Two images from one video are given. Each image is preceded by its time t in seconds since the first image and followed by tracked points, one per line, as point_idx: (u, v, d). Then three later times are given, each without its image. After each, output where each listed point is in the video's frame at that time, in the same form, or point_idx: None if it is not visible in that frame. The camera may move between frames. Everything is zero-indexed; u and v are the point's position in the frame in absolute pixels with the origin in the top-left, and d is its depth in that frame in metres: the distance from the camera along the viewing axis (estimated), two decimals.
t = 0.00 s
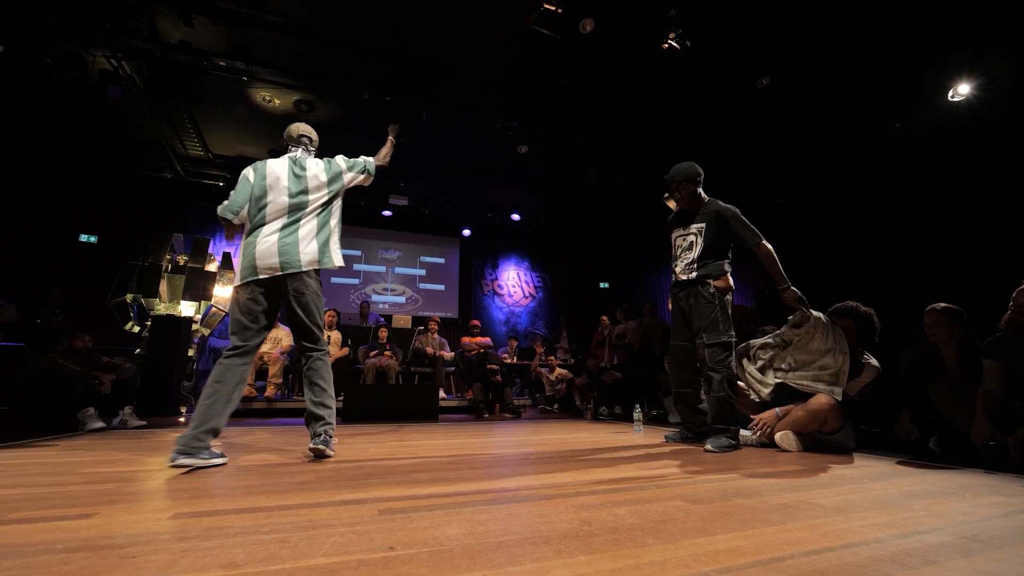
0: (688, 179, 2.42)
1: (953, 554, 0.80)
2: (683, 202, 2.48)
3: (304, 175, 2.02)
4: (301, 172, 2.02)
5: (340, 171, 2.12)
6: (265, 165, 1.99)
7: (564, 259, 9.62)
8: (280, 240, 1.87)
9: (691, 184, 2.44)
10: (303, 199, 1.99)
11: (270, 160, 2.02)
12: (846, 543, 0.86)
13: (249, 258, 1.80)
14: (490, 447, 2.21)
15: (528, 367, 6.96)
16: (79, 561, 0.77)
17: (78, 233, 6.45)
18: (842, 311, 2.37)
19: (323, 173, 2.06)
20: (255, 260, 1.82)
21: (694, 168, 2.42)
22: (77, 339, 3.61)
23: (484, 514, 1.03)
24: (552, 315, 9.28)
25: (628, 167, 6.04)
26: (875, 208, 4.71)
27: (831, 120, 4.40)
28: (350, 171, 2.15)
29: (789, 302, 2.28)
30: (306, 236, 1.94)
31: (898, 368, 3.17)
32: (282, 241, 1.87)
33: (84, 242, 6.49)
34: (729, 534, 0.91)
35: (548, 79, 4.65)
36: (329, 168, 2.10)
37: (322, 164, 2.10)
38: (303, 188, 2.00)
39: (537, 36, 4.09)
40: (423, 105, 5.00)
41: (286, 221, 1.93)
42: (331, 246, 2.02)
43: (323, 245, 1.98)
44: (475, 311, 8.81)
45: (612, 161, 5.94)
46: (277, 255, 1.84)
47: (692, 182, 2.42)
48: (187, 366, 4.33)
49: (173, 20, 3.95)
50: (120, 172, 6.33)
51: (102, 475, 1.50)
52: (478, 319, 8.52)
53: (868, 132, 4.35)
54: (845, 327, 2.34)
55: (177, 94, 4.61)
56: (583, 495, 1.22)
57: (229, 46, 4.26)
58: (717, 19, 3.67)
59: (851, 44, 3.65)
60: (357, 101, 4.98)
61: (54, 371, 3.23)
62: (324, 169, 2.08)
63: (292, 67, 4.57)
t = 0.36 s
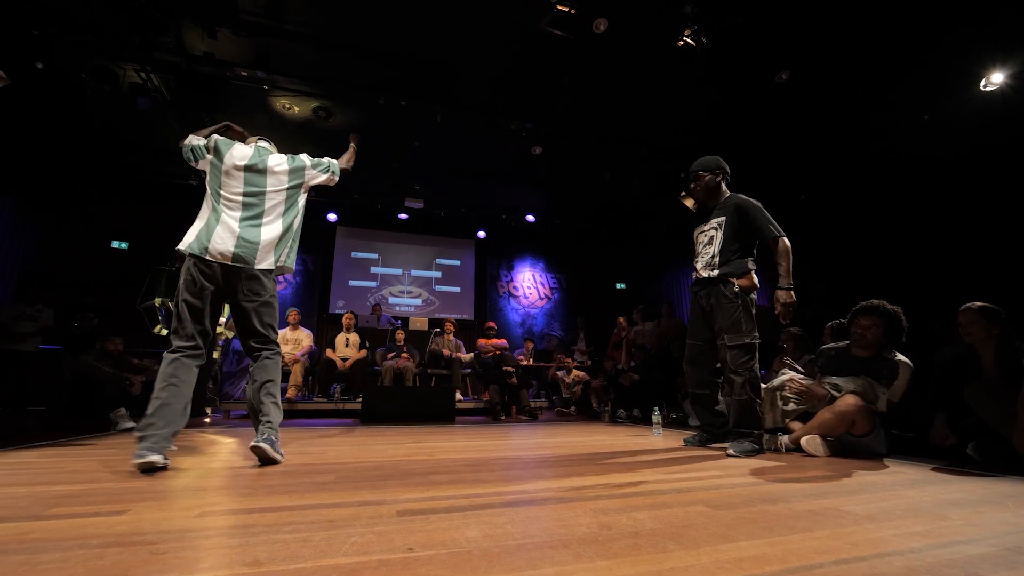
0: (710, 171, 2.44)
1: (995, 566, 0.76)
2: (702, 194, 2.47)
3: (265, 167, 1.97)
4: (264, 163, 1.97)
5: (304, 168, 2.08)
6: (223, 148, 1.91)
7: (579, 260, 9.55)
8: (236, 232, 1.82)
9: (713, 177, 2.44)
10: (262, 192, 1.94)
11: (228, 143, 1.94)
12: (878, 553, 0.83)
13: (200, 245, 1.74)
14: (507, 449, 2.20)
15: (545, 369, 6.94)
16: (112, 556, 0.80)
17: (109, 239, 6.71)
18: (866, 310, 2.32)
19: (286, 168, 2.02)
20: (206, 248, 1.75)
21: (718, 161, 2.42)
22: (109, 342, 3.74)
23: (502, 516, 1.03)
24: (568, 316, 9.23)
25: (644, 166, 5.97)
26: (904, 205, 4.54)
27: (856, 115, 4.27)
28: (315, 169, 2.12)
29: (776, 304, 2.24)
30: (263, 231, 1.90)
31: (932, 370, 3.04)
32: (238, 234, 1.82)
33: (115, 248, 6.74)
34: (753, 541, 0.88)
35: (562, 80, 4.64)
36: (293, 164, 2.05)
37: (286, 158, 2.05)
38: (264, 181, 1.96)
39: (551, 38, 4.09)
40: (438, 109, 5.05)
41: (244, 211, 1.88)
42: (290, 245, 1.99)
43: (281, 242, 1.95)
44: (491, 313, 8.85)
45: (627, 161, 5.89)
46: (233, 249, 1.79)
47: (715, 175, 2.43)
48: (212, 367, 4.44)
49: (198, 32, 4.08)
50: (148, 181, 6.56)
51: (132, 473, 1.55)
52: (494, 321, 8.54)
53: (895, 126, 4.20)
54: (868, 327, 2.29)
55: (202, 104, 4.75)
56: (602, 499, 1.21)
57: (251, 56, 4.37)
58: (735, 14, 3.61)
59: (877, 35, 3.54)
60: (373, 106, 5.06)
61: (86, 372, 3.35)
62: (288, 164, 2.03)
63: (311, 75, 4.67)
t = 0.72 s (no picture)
0: (745, 168, 2.36)
1: None
2: (739, 192, 2.39)
3: (242, 174, 1.95)
4: (240, 172, 1.95)
5: (283, 174, 2.04)
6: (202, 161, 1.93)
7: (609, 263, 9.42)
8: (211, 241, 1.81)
9: (749, 174, 2.36)
10: (239, 199, 1.92)
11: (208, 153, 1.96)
12: (943, 571, 0.77)
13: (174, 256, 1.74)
14: (539, 453, 2.18)
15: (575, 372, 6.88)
16: (169, 550, 0.85)
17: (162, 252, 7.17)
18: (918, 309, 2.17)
19: (264, 175, 1.99)
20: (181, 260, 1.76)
21: (756, 157, 2.35)
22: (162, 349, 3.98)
23: (536, 522, 1.02)
24: (599, 319, 9.12)
25: (674, 164, 5.83)
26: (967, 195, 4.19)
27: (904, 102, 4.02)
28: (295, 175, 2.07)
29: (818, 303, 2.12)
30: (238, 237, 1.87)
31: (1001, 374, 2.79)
32: (214, 243, 1.81)
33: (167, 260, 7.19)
34: (803, 554, 0.84)
35: (588, 82, 4.61)
36: (272, 171, 2.02)
37: (264, 166, 2.03)
38: (242, 190, 1.94)
39: (576, 40, 4.07)
40: (465, 116, 5.13)
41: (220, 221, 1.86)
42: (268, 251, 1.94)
43: (260, 250, 1.91)
44: (521, 317, 8.86)
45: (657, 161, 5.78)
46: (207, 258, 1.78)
47: (752, 170, 2.35)
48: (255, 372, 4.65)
49: (239, 55, 4.32)
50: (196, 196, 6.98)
51: (185, 472, 1.65)
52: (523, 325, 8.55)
53: (949, 111, 3.93)
54: (922, 327, 2.14)
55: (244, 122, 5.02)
56: (639, 506, 1.18)
57: (288, 74, 4.59)
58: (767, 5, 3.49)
59: (925, 17, 3.33)
60: (402, 116, 5.19)
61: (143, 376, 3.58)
62: (266, 172, 2.00)
63: (343, 90, 4.85)
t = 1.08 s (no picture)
0: (785, 162, 2.23)
1: None
2: (782, 187, 2.27)
3: (238, 206, 2.05)
4: (236, 202, 2.06)
5: (278, 205, 2.13)
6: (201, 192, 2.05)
7: (645, 263, 9.19)
8: (203, 264, 1.88)
9: (790, 167, 2.23)
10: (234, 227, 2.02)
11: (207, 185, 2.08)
12: None
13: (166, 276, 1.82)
14: (580, 458, 2.15)
15: (614, 376, 6.75)
16: (229, 548, 0.89)
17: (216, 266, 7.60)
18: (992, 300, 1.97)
19: (259, 206, 2.09)
20: (173, 280, 1.83)
21: (795, 150, 2.22)
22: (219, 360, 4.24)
23: (578, 528, 1.00)
24: (636, 321, 8.91)
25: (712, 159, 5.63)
26: None
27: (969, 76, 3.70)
28: (289, 206, 2.16)
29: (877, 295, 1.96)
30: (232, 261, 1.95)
31: None
32: (205, 266, 1.88)
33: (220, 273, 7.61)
34: (870, 570, 0.77)
35: (618, 80, 4.54)
36: (267, 202, 2.12)
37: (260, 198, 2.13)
38: (236, 219, 2.04)
39: (605, 39, 4.03)
40: (495, 122, 5.19)
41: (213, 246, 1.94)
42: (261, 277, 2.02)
43: (252, 275, 1.99)
44: (556, 321, 8.81)
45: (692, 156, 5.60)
46: (197, 280, 1.85)
47: (793, 164, 2.22)
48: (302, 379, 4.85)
49: (281, 78, 4.56)
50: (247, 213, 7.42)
51: (241, 474, 1.74)
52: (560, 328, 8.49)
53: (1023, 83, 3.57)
54: (997, 319, 1.95)
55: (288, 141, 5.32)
56: (685, 514, 1.13)
57: (327, 93, 4.81)
58: None
59: None
60: (434, 126, 5.31)
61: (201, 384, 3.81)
62: (261, 203, 2.10)
63: (377, 104, 5.01)
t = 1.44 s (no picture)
0: (829, 155, 2.11)
1: None
2: (827, 182, 2.15)
3: (253, 196, 2.16)
4: (251, 193, 2.16)
5: (290, 198, 2.26)
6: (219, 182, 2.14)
7: (681, 263, 8.93)
8: (226, 253, 2.01)
9: (835, 161, 2.11)
10: (250, 217, 2.13)
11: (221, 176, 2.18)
12: None
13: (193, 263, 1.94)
14: (618, 465, 2.10)
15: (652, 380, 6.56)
16: (277, 548, 0.93)
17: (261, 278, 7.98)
18: None
19: (272, 197, 2.20)
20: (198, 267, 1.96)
21: (838, 142, 2.10)
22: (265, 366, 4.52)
23: (618, 537, 0.97)
24: (673, 323, 8.65)
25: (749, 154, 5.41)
26: None
27: None
28: (300, 198, 2.29)
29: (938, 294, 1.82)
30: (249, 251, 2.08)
31: None
32: (227, 256, 2.01)
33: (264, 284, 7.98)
34: None
35: (647, 77, 4.45)
36: (279, 194, 2.24)
37: (273, 189, 2.24)
38: (252, 209, 2.15)
39: (633, 38, 3.97)
40: (524, 127, 5.21)
41: (234, 236, 2.07)
42: (275, 266, 2.17)
43: (269, 265, 2.14)
44: (590, 324, 8.69)
45: (729, 152, 5.40)
46: (219, 268, 1.97)
47: (836, 158, 2.10)
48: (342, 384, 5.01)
49: (319, 96, 4.77)
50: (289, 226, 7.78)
51: (286, 477, 1.82)
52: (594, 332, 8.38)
53: None
54: None
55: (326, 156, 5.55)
56: (731, 525, 1.08)
57: (362, 108, 4.99)
58: None
59: None
60: (464, 135, 5.40)
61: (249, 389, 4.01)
62: (274, 194, 2.22)
63: (409, 116, 5.15)
